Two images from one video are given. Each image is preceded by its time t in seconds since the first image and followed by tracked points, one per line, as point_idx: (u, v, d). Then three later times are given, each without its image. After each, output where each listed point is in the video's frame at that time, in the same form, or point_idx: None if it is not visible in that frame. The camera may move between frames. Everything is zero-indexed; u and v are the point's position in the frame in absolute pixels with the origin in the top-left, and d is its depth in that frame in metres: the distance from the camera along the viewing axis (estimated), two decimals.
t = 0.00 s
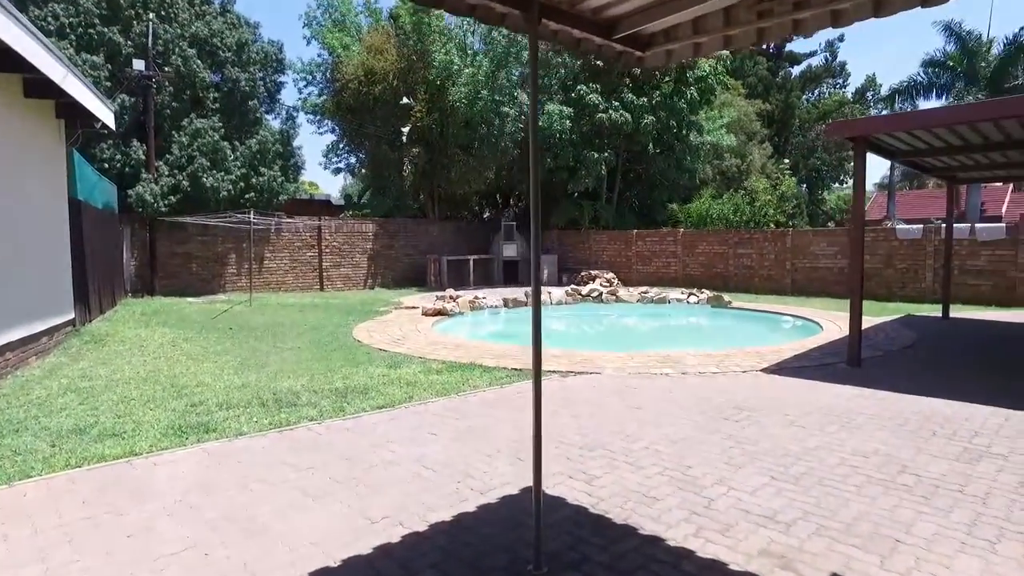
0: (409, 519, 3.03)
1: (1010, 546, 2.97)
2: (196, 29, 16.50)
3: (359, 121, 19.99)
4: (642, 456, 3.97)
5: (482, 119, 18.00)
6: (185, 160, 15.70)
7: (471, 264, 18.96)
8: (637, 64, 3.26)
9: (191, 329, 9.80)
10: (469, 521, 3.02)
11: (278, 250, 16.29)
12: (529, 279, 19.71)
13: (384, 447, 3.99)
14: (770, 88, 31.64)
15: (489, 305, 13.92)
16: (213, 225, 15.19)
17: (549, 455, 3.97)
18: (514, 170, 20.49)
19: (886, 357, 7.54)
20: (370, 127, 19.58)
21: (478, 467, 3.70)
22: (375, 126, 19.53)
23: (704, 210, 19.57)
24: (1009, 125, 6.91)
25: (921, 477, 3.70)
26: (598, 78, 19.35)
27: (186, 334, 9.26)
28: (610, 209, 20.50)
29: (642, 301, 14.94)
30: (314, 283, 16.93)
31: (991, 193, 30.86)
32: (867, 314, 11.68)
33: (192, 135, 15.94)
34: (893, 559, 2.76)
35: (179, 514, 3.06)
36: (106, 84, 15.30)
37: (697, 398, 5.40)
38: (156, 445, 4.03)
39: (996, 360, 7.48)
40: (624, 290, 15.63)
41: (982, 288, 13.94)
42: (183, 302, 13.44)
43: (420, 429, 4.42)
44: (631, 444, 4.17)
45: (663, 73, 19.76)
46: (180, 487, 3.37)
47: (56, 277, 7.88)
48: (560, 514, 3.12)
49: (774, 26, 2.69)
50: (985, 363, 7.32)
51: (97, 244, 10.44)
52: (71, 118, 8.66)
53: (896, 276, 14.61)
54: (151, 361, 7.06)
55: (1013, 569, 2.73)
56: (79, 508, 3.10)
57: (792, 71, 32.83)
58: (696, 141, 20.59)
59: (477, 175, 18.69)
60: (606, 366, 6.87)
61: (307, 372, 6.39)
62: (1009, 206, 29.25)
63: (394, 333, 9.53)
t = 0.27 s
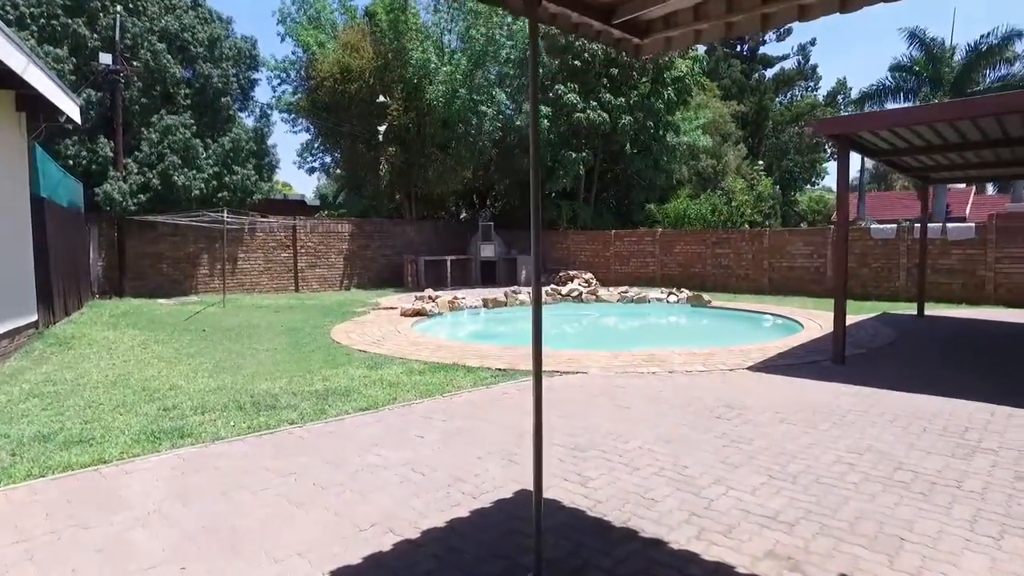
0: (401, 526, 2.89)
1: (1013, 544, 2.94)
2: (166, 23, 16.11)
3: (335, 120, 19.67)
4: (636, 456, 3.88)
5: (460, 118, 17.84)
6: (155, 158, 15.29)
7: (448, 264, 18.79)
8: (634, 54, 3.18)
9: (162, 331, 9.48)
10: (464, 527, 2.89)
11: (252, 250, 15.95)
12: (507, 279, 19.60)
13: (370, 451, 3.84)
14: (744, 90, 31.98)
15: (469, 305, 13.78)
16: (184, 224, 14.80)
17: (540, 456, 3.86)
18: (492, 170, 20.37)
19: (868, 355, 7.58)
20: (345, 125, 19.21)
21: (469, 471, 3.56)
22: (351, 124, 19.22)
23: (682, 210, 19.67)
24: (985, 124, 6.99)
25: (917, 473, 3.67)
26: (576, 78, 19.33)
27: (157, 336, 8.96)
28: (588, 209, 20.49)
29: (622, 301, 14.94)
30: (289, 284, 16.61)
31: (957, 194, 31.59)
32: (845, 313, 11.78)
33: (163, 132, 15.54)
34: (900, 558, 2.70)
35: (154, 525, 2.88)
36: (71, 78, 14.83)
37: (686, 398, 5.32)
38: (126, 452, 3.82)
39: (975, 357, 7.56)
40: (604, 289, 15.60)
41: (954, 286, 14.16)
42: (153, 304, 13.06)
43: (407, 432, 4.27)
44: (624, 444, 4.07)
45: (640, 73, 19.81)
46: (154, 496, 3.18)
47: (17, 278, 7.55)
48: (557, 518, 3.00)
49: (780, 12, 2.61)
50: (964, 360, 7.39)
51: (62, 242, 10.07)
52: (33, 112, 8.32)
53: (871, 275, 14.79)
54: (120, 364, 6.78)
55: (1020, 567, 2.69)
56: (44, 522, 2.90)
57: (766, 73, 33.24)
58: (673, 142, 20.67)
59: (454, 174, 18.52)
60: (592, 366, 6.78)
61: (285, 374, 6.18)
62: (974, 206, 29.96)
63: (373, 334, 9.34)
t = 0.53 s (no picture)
0: (389, 538, 2.76)
1: (1008, 543, 2.93)
2: (129, 18, 15.63)
3: (305, 119, 19.32)
4: (626, 459, 3.80)
5: (433, 118, 17.65)
6: (118, 156, 14.80)
7: (421, 265, 18.58)
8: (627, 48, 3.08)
9: (127, 335, 9.15)
10: (456, 538, 2.77)
11: (220, 251, 15.55)
12: (480, 281, 19.47)
13: (352, 459, 3.69)
14: (714, 93, 32.37)
15: (444, 307, 13.63)
16: (149, 224, 14.35)
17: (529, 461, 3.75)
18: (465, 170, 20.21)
19: (845, 354, 7.65)
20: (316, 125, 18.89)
21: (456, 478, 3.44)
22: (322, 124, 18.92)
23: (655, 211, 19.81)
24: (958, 126, 7.09)
25: (907, 473, 3.66)
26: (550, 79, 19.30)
27: (122, 340, 8.64)
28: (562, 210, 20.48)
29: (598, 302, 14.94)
30: (259, 286, 16.23)
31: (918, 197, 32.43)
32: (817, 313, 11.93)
33: (126, 130, 15.05)
34: (900, 560, 2.66)
35: (124, 543, 2.70)
36: (27, 72, 14.27)
37: (671, 399, 5.27)
38: (91, 464, 3.61)
39: (948, 356, 7.67)
40: (579, 291, 15.57)
41: (920, 286, 14.44)
42: (116, 307, 12.62)
43: (389, 438, 4.12)
44: (612, 448, 3.98)
45: (613, 75, 19.87)
46: (123, 512, 2.99)
47: None
48: (552, 526, 2.89)
49: (781, 5, 2.55)
50: (938, 359, 7.50)
51: (18, 242, 9.66)
52: None
53: (840, 275, 15.02)
54: (83, 370, 6.49)
55: (1018, 567, 2.68)
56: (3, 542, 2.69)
57: (735, 77, 33.71)
58: (646, 143, 20.77)
59: (427, 175, 18.32)
60: (573, 368, 6.69)
61: (259, 379, 5.97)
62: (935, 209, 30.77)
63: (347, 336, 9.14)
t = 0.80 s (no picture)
0: (374, 551, 2.64)
1: (1000, 542, 2.93)
2: (91, 10, 15.13)
3: (277, 118, 18.97)
4: (614, 463, 3.72)
5: (407, 118, 17.45)
6: (80, 153, 14.30)
7: (395, 267, 18.35)
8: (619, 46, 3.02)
9: (90, 339, 8.82)
10: (444, 549, 2.66)
11: (188, 252, 15.15)
12: (455, 282, 19.32)
13: (332, 467, 3.55)
14: (686, 95, 32.68)
15: (420, 308, 13.46)
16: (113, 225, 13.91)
17: (515, 465, 3.66)
18: (440, 171, 20.04)
19: (822, 353, 7.71)
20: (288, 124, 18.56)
21: (442, 485, 3.32)
22: (293, 123, 18.61)
23: (630, 212, 19.87)
24: (932, 129, 7.19)
25: (895, 473, 3.66)
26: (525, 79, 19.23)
27: (86, 345, 8.33)
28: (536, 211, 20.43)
29: (574, 303, 14.90)
30: (229, 288, 15.86)
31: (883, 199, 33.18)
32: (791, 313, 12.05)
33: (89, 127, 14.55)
34: (897, 562, 2.64)
35: (90, 562, 2.53)
36: None
37: (655, 401, 5.21)
38: (51, 478, 3.41)
39: (922, 356, 7.77)
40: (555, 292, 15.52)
41: (889, 287, 14.68)
42: (80, 310, 12.20)
43: (370, 444, 3.99)
44: (600, 451, 3.90)
45: (588, 76, 19.92)
46: (87, 529, 2.81)
47: None
48: (543, 535, 2.80)
49: None
50: (912, 358, 7.58)
51: None
52: None
53: (814, 276, 15.22)
54: (44, 377, 6.21)
55: (1013, 566, 2.67)
56: None
57: (706, 79, 34.14)
58: (620, 145, 20.84)
59: (401, 175, 18.11)
60: (554, 369, 6.60)
61: (231, 385, 5.75)
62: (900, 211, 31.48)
63: (322, 339, 8.94)
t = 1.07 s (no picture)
0: (357, 571, 2.50)
1: (990, 545, 2.92)
2: (45, 2, 14.59)
3: (243, 117, 18.51)
4: (600, 470, 3.64)
5: (377, 118, 17.19)
6: (34, 151, 13.74)
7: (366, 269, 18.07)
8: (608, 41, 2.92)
9: (47, 346, 8.45)
10: (432, 566, 2.53)
11: (152, 255, 14.69)
12: (427, 284, 19.12)
13: (307, 480, 3.38)
14: (656, 98, 32.98)
15: (392, 311, 13.26)
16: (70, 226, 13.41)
17: (499, 474, 3.55)
18: (410, 172, 19.80)
19: (796, 354, 7.76)
20: (255, 123, 18.16)
21: (425, 498, 3.19)
22: (261, 123, 18.23)
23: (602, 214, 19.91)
24: (904, 132, 7.29)
25: (880, 475, 3.64)
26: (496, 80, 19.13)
27: (43, 352, 7.98)
28: (508, 213, 20.34)
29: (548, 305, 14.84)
30: (194, 291, 15.42)
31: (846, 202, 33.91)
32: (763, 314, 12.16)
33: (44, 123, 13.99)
34: (894, 569, 2.60)
35: None
36: None
37: (637, 405, 5.14)
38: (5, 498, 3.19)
39: (893, 356, 7.86)
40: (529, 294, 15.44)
41: (856, 287, 14.92)
42: (35, 315, 11.72)
43: (346, 454, 3.83)
44: (585, 459, 3.81)
45: (559, 77, 19.92)
46: (44, 554, 2.62)
47: None
48: (533, 549, 2.70)
49: None
50: (884, 359, 7.66)
51: None
52: None
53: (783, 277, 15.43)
54: None
55: (1007, 570, 2.65)
56: None
57: (675, 83, 34.54)
58: (592, 146, 20.87)
59: (371, 176, 17.85)
60: (532, 373, 6.50)
61: (198, 393, 5.53)
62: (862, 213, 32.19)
63: (293, 344, 8.71)
